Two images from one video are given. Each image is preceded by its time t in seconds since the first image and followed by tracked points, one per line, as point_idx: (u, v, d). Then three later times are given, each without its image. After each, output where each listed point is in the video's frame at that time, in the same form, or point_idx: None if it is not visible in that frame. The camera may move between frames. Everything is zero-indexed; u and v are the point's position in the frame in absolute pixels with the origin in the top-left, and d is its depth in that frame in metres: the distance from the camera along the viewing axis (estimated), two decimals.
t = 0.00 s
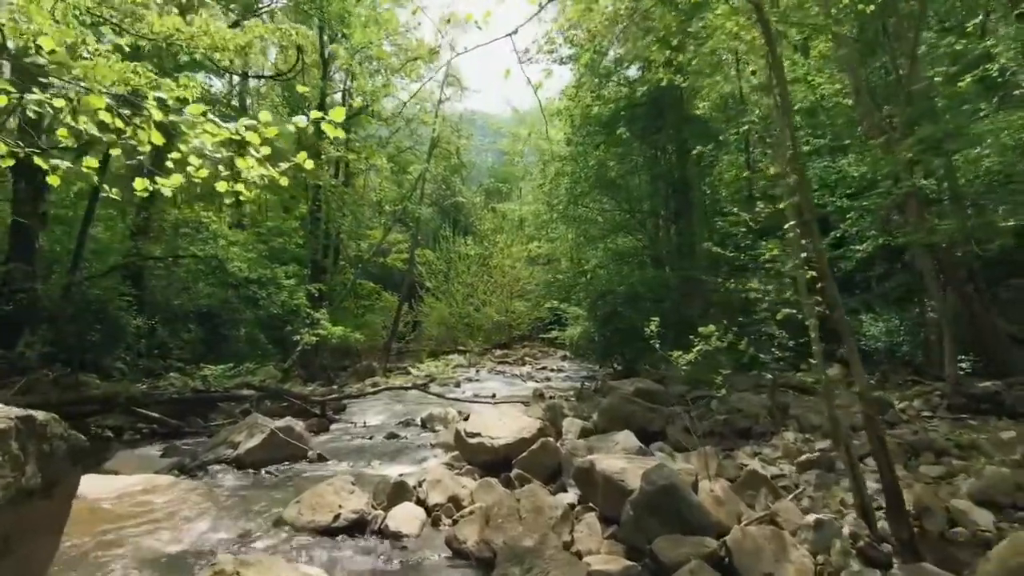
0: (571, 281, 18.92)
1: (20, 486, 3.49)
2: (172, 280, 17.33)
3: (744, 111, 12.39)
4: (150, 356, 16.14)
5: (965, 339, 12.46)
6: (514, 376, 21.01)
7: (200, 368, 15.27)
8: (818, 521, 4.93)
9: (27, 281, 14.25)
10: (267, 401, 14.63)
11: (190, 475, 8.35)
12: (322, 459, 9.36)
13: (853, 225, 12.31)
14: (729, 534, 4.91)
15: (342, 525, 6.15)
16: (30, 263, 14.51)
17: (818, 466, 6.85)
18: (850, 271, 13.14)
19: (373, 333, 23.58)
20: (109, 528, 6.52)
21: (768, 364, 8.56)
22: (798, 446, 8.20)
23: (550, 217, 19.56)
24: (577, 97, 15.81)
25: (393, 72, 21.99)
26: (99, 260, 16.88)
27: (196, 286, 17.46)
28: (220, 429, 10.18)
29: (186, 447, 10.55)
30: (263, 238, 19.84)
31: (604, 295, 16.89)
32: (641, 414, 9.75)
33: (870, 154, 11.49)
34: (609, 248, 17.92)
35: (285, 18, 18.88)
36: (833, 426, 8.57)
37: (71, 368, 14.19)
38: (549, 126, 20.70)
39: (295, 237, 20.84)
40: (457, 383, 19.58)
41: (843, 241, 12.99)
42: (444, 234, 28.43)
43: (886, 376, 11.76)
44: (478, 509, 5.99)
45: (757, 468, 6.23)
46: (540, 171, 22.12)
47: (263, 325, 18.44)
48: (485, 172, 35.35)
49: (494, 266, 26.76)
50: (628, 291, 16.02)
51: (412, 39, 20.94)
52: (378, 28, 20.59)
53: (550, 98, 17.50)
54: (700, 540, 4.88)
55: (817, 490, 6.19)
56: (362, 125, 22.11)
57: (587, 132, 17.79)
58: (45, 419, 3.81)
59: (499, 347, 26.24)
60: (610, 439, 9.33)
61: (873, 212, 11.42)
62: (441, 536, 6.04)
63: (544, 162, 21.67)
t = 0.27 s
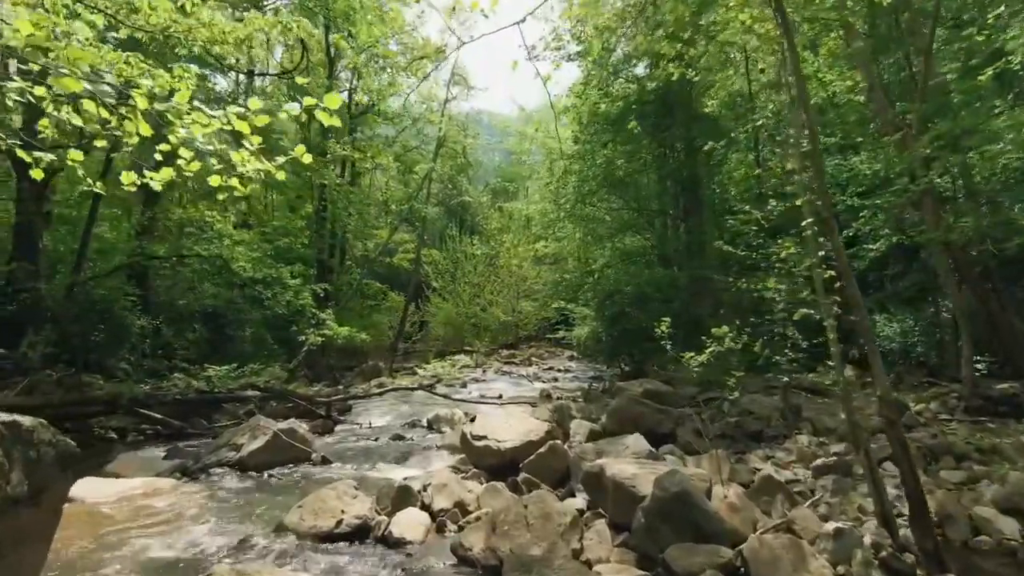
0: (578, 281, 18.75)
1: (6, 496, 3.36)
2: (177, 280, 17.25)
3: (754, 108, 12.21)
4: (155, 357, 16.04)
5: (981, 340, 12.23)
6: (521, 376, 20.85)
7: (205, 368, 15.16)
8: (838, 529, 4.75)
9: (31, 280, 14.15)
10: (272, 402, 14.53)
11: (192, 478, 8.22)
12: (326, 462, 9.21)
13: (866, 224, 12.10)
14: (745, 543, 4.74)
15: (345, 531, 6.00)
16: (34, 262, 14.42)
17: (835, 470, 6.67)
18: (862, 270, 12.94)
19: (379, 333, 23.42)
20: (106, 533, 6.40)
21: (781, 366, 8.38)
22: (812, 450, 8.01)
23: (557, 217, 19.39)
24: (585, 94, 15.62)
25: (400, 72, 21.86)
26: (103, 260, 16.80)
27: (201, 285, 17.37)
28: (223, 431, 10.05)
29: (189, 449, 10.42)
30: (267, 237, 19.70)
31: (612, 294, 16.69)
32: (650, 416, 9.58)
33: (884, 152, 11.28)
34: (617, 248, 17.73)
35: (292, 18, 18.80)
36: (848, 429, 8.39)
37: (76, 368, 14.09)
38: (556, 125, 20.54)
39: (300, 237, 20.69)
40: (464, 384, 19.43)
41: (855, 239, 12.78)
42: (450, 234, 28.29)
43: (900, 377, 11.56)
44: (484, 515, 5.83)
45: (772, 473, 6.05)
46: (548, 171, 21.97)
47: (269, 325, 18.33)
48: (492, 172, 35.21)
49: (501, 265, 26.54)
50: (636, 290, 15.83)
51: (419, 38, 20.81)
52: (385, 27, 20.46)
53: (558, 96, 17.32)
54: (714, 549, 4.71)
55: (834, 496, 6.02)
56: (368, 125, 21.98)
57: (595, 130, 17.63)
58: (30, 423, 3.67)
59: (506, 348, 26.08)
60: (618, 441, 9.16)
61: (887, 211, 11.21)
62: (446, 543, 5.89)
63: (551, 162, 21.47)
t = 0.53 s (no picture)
0: (588, 280, 18.56)
1: None
2: (184, 280, 17.18)
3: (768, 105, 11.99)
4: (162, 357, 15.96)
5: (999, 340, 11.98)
6: (530, 376, 20.69)
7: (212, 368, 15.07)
8: (861, 538, 4.56)
9: (38, 280, 14.06)
10: (279, 403, 14.43)
11: (195, 481, 8.09)
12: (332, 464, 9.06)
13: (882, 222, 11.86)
14: (763, 552, 4.55)
15: (349, 537, 5.85)
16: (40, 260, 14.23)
17: (853, 476, 6.47)
18: (878, 269, 12.70)
19: (387, 333, 23.30)
20: (107, 538, 6.26)
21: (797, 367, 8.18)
22: (829, 453, 7.81)
23: (566, 215, 19.19)
24: (595, 92, 15.46)
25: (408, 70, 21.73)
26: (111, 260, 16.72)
27: (209, 285, 17.28)
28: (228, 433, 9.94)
29: (194, 451, 10.30)
30: (275, 237, 19.61)
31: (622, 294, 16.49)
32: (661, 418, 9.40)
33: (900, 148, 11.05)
34: (628, 247, 17.53)
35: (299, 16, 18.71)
36: (866, 432, 8.18)
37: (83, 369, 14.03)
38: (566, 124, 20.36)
39: (308, 237, 20.59)
40: (473, 384, 19.27)
41: (871, 238, 12.54)
42: (459, 234, 28.16)
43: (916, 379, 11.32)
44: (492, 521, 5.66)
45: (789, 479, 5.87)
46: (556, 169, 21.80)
47: (277, 325, 18.23)
48: (501, 171, 35.08)
49: (510, 265, 26.41)
50: (647, 290, 15.64)
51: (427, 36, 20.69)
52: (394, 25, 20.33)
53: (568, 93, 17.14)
54: (731, 558, 4.52)
55: (854, 503, 5.82)
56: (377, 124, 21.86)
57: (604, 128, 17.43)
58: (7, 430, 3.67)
59: (515, 347, 25.83)
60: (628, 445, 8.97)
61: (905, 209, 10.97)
62: (452, 550, 5.73)
63: (560, 161, 21.30)
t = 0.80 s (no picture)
0: (594, 281, 18.37)
1: None
2: (189, 280, 17.08)
3: (781, 102, 11.77)
4: (166, 357, 15.87)
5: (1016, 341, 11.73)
6: (537, 377, 20.52)
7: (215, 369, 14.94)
8: (882, 550, 4.36)
9: (40, 280, 14.15)
10: (283, 404, 14.28)
11: (194, 485, 7.92)
12: (334, 468, 8.88)
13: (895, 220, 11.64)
14: (778, 565, 4.36)
15: (348, 544, 5.67)
16: (41, 260, 14.29)
17: (870, 482, 6.25)
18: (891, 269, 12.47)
19: (393, 333, 23.16)
20: (100, 544, 6.11)
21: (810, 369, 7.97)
22: (842, 457, 7.59)
23: (574, 215, 19.00)
24: (602, 89, 15.26)
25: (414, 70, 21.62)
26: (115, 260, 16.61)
27: (213, 285, 17.19)
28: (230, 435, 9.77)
29: (195, 452, 10.14)
30: (280, 238, 19.49)
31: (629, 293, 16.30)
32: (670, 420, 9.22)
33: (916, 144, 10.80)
34: (634, 247, 17.33)
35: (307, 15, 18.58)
36: (881, 436, 7.96)
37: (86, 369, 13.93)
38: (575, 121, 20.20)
39: (313, 236, 20.44)
40: (479, 385, 19.11)
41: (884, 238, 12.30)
42: (466, 234, 28.02)
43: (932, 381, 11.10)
44: (496, 529, 5.47)
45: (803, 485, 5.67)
46: (564, 169, 21.60)
47: (281, 326, 18.09)
48: (509, 170, 34.88)
49: (516, 265, 26.23)
50: (655, 290, 15.43)
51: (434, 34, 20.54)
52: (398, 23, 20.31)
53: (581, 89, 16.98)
54: (745, 569, 4.32)
55: (871, 511, 5.61)
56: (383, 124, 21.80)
57: (613, 125, 17.21)
58: None
59: (522, 347, 25.59)
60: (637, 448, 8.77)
61: (919, 206, 10.74)
62: (456, 558, 5.55)
63: (567, 159, 21.11)
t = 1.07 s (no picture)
0: (593, 280, 18.21)
1: None
2: (185, 280, 16.93)
3: (785, 97, 11.58)
4: (161, 357, 15.71)
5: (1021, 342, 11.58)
6: (536, 377, 20.37)
7: (210, 369, 14.78)
8: (893, 560, 4.20)
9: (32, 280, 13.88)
10: (279, 405, 14.12)
11: (185, 489, 7.75)
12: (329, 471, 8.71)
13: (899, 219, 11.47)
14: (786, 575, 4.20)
15: (341, 551, 5.51)
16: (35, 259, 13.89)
17: (878, 486, 6.09)
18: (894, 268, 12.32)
19: (392, 333, 22.99)
20: (87, 551, 5.93)
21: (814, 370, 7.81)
22: (848, 460, 7.43)
23: (573, 214, 18.82)
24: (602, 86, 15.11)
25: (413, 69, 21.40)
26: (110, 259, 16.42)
27: (209, 284, 17.02)
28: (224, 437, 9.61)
29: (188, 454, 9.97)
30: (277, 237, 19.33)
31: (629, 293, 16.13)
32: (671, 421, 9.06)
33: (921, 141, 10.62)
34: (634, 246, 17.16)
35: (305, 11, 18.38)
36: (887, 438, 7.79)
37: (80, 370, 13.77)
38: (576, 120, 20.03)
39: (311, 235, 20.28)
40: (478, 385, 18.95)
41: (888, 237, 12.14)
42: (465, 233, 27.86)
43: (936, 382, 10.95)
44: (494, 536, 5.31)
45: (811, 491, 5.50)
46: (564, 167, 21.42)
47: (278, 325, 17.92)
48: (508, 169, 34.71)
49: (516, 265, 26.06)
50: (655, 290, 15.27)
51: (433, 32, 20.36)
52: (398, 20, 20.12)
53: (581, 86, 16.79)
54: None
55: (879, 516, 5.46)
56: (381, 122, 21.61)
57: (613, 122, 17.03)
58: None
59: (521, 347, 25.38)
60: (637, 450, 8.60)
61: (925, 204, 10.55)
62: (452, 566, 5.38)
63: (568, 158, 20.92)
